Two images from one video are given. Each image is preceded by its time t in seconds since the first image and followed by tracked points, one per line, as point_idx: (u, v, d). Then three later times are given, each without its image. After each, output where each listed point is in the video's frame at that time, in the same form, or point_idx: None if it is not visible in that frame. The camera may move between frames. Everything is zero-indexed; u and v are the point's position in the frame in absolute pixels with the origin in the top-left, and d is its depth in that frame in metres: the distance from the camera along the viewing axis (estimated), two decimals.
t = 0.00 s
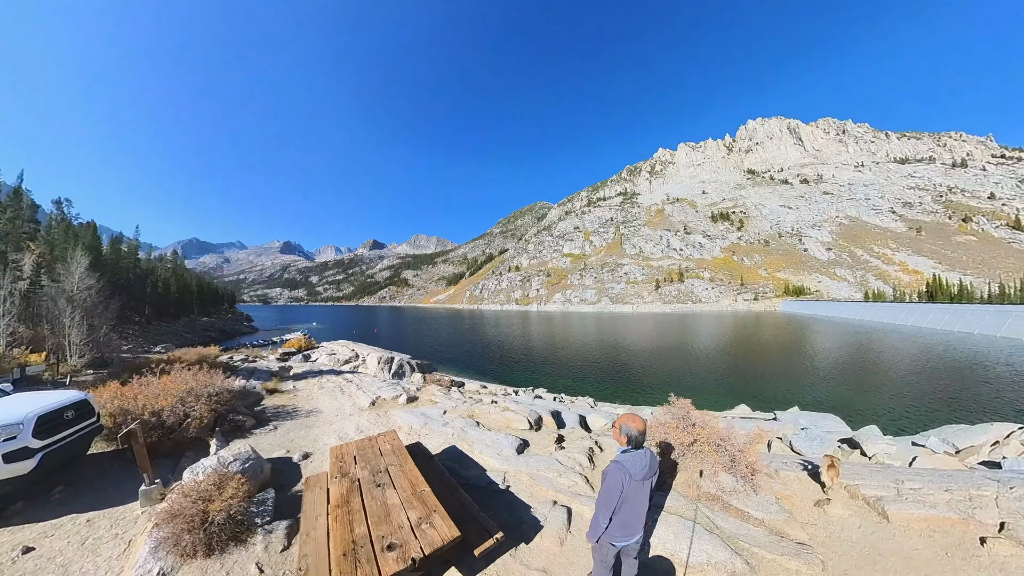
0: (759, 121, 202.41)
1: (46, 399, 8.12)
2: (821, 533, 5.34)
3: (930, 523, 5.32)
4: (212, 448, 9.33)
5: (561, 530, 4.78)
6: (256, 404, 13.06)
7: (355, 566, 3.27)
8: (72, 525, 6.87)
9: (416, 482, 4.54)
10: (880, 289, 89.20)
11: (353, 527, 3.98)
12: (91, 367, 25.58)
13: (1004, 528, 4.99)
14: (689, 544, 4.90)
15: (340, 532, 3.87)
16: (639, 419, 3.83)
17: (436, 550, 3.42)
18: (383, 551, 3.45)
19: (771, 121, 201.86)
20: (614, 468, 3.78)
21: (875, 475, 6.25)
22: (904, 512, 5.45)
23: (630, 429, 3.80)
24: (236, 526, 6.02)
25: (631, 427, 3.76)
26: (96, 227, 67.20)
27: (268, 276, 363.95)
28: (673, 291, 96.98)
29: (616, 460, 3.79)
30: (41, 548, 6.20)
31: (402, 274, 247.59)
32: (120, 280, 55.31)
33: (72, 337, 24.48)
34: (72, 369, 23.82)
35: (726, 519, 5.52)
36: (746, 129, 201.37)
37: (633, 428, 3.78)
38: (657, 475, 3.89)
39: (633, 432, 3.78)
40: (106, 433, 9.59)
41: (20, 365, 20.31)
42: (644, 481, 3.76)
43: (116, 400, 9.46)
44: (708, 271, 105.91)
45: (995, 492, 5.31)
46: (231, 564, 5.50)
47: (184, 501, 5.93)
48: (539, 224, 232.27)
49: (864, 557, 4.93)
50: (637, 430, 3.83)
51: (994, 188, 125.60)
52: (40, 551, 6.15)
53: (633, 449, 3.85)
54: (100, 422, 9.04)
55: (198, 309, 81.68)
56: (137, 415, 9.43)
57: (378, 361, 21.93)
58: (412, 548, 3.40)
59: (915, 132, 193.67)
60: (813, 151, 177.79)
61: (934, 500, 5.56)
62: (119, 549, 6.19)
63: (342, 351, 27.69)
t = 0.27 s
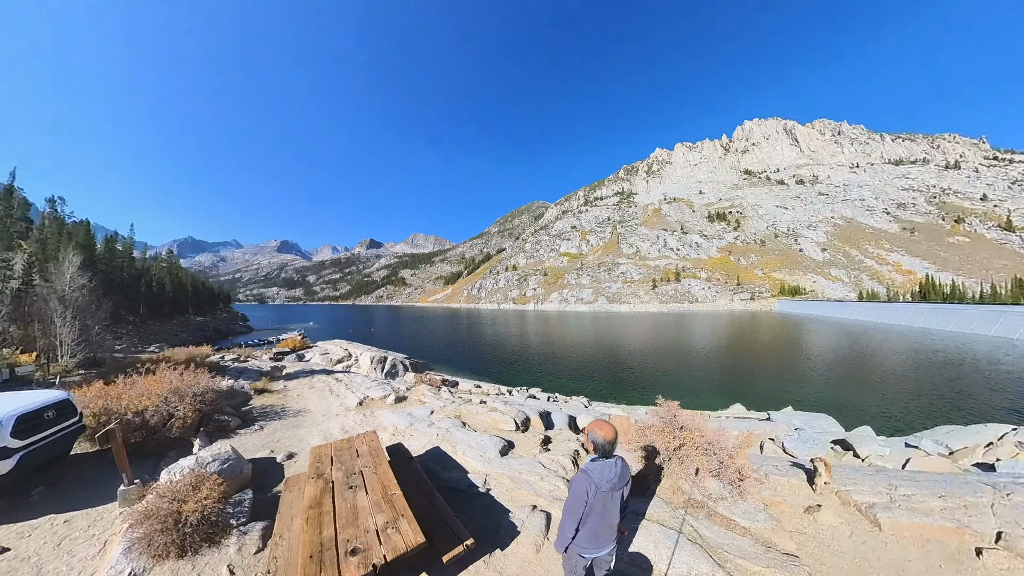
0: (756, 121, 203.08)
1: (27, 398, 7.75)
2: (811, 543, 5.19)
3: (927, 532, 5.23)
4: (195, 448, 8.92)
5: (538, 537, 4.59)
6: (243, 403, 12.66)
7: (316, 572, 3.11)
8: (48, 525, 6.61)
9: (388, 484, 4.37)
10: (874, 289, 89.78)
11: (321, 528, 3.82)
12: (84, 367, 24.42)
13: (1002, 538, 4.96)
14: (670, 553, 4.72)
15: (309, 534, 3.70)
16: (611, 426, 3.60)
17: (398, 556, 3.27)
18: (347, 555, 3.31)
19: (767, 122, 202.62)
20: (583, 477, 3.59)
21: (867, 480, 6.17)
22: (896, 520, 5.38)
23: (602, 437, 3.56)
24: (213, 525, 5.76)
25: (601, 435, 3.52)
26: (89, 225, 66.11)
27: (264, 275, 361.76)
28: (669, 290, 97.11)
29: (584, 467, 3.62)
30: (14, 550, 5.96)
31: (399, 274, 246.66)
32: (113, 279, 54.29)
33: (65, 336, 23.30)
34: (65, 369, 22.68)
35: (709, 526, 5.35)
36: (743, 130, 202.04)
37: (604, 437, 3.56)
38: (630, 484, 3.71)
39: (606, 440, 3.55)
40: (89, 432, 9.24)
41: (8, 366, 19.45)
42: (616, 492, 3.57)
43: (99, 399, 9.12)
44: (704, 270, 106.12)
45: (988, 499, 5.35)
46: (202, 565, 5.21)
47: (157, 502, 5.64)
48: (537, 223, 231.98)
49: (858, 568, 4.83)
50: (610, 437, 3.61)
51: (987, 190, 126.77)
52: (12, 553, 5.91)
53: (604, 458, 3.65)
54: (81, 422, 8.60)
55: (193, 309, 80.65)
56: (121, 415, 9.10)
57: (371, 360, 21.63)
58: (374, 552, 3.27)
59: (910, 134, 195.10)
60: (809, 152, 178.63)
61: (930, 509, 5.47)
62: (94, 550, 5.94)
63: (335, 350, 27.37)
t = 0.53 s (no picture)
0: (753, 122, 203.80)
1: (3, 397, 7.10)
2: (806, 551, 5.09)
3: (927, 539, 5.21)
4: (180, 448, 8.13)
5: (522, 545, 4.41)
6: (234, 403, 12.15)
7: None
8: (24, 529, 6.07)
9: (366, 488, 4.16)
10: (869, 289, 90.33)
11: (294, 533, 3.59)
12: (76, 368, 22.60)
13: (1003, 546, 4.99)
14: (660, 562, 4.54)
15: (280, 541, 3.48)
16: (593, 434, 3.35)
17: (369, 565, 3.08)
18: (317, 562, 3.10)
19: (764, 123, 203.36)
20: (560, 487, 3.40)
21: (865, 484, 6.09)
22: (895, 528, 5.30)
23: (584, 445, 3.31)
24: (190, 529, 5.27)
25: (582, 444, 3.26)
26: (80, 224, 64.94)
27: (259, 274, 359.03)
28: (666, 290, 97.22)
29: (562, 475, 3.42)
30: None
31: (396, 273, 245.63)
32: (105, 278, 53.26)
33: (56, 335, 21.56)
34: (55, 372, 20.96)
35: (701, 534, 5.18)
36: (739, 130, 202.64)
37: (585, 444, 3.31)
38: (612, 493, 3.51)
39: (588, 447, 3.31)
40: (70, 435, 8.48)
41: None
42: (597, 502, 3.38)
43: (81, 399, 8.42)
44: (701, 270, 106.31)
45: (992, 504, 5.44)
46: (176, 568, 4.79)
47: (132, 505, 5.15)
48: (534, 222, 231.72)
49: None
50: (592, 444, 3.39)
51: (980, 191, 127.88)
52: None
53: (584, 467, 3.45)
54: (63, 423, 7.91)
55: (188, 308, 79.60)
56: (103, 415, 8.33)
57: (365, 360, 21.35)
58: (344, 561, 3.07)
59: (905, 135, 196.53)
60: (805, 152, 179.50)
61: (929, 515, 5.48)
62: (69, 554, 5.49)
63: (329, 349, 27.06)
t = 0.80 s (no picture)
0: (749, 122, 204.64)
1: None
2: (810, 559, 4.99)
3: (933, 545, 5.12)
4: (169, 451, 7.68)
5: (516, 552, 4.26)
6: (224, 404, 11.80)
7: None
8: None
9: (355, 495, 3.98)
10: (864, 288, 90.82)
11: (276, 543, 3.36)
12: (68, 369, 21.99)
13: (1011, 551, 4.94)
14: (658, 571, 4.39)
15: (262, 550, 3.25)
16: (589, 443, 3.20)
17: None
18: None
19: (761, 123, 204.25)
20: (555, 501, 3.25)
21: (869, 488, 6.02)
22: (901, 533, 5.20)
23: (581, 458, 3.13)
24: (173, 538, 4.86)
25: (579, 458, 3.09)
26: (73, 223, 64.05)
27: (256, 274, 356.85)
28: (664, 289, 97.35)
29: (556, 489, 3.28)
30: None
31: (394, 272, 244.89)
32: (97, 278, 52.46)
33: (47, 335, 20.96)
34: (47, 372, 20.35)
35: (702, 542, 5.04)
36: (736, 131, 203.41)
37: (584, 457, 3.12)
38: (608, 508, 3.32)
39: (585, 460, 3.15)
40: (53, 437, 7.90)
41: None
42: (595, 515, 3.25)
43: (67, 402, 7.94)
44: (698, 270, 106.54)
45: (998, 508, 5.41)
46: None
47: (111, 513, 4.76)
48: (532, 222, 231.53)
49: None
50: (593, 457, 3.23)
51: (974, 191, 128.93)
52: None
53: (581, 481, 3.29)
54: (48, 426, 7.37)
55: (183, 308, 78.78)
56: (88, 417, 7.88)
57: (360, 360, 21.13)
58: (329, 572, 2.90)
59: (900, 136, 198.11)
60: (801, 153, 180.40)
61: (935, 520, 5.42)
62: (47, 564, 4.93)
63: (324, 349, 26.81)
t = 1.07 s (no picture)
0: (747, 123, 205.38)
1: None
2: (810, 562, 4.97)
3: (933, 549, 5.10)
4: (161, 455, 7.53)
5: (515, 558, 4.18)
6: (218, 406, 11.62)
7: None
8: None
9: (350, 501, 3.91)
10: (860, 288, 91.34)
11: (270, 550, 3.27)
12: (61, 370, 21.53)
13: (1011, 553, 4.92)
14: None
15: (253, 559, 3.15)
16: (586, 450, 3.10)
17: None
18: None
19: (758, 124, 205.00)
20: (544, 505, 3.22)
21: (869, 490, 6.03)
22: (901, 536, 5.19)
23: (573, 462, 3.05)
24: (166, 544, 4.75)
25: (569, 461, 3.02)
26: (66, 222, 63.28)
27: (252, 273, 354.60)
28: (661, 289, 97.55)
29: (547, 491, 3.25)
30: None
31: (391, 272, 244.07)
32: (91, 278, 51.82)
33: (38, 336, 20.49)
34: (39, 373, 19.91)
35: (701, 546, 5.01)
36: (733, 131, 204.14)
37: (574, 463, 3.04)
38: (607, 520, 3.16)
39: (577, 466, 3.05)
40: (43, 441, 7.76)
41: None
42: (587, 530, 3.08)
43: (57, 405, 7.79)
44: (695, 270, 106.81)
45: (998, 510, 5.41)
46: None
47: (103, 519, 4.67)
48: (530, 221, 231.43)
49: None
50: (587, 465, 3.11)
51: (968, 192, 129.95)
52: None
53: (574, 490, 3.17)
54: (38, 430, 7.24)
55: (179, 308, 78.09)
56: (80, 420, 7.74)
57: (357, 360, 21.01)
58: None
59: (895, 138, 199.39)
60: (797, 153, 181.26)
61: (935, 523, 5.42)
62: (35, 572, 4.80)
63: (320, 350, 26.63)
